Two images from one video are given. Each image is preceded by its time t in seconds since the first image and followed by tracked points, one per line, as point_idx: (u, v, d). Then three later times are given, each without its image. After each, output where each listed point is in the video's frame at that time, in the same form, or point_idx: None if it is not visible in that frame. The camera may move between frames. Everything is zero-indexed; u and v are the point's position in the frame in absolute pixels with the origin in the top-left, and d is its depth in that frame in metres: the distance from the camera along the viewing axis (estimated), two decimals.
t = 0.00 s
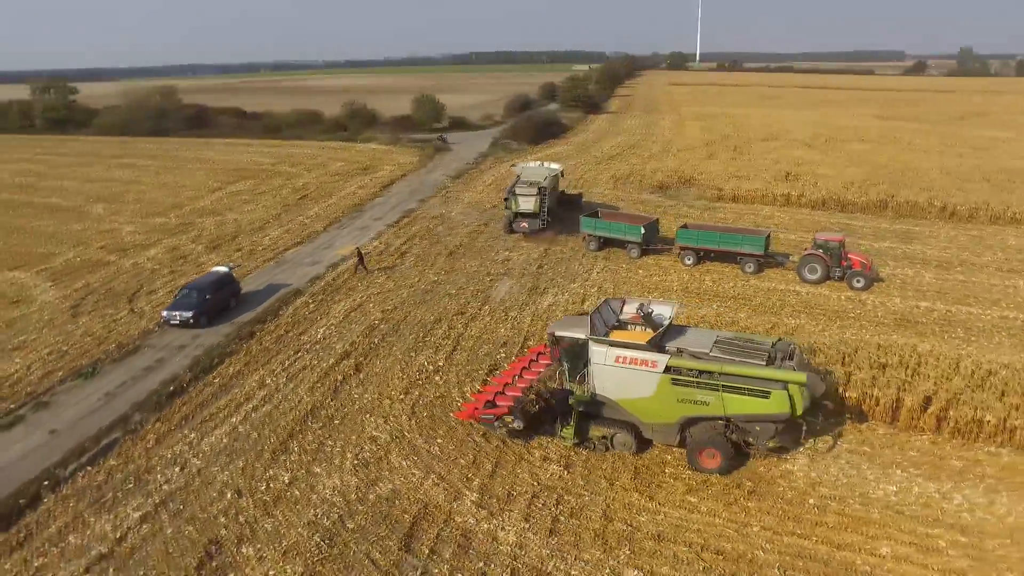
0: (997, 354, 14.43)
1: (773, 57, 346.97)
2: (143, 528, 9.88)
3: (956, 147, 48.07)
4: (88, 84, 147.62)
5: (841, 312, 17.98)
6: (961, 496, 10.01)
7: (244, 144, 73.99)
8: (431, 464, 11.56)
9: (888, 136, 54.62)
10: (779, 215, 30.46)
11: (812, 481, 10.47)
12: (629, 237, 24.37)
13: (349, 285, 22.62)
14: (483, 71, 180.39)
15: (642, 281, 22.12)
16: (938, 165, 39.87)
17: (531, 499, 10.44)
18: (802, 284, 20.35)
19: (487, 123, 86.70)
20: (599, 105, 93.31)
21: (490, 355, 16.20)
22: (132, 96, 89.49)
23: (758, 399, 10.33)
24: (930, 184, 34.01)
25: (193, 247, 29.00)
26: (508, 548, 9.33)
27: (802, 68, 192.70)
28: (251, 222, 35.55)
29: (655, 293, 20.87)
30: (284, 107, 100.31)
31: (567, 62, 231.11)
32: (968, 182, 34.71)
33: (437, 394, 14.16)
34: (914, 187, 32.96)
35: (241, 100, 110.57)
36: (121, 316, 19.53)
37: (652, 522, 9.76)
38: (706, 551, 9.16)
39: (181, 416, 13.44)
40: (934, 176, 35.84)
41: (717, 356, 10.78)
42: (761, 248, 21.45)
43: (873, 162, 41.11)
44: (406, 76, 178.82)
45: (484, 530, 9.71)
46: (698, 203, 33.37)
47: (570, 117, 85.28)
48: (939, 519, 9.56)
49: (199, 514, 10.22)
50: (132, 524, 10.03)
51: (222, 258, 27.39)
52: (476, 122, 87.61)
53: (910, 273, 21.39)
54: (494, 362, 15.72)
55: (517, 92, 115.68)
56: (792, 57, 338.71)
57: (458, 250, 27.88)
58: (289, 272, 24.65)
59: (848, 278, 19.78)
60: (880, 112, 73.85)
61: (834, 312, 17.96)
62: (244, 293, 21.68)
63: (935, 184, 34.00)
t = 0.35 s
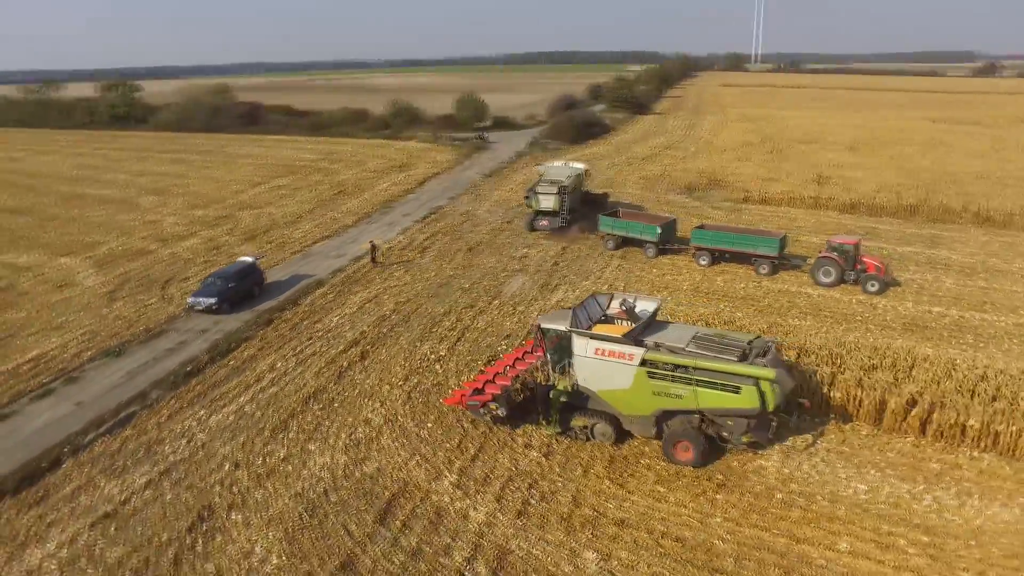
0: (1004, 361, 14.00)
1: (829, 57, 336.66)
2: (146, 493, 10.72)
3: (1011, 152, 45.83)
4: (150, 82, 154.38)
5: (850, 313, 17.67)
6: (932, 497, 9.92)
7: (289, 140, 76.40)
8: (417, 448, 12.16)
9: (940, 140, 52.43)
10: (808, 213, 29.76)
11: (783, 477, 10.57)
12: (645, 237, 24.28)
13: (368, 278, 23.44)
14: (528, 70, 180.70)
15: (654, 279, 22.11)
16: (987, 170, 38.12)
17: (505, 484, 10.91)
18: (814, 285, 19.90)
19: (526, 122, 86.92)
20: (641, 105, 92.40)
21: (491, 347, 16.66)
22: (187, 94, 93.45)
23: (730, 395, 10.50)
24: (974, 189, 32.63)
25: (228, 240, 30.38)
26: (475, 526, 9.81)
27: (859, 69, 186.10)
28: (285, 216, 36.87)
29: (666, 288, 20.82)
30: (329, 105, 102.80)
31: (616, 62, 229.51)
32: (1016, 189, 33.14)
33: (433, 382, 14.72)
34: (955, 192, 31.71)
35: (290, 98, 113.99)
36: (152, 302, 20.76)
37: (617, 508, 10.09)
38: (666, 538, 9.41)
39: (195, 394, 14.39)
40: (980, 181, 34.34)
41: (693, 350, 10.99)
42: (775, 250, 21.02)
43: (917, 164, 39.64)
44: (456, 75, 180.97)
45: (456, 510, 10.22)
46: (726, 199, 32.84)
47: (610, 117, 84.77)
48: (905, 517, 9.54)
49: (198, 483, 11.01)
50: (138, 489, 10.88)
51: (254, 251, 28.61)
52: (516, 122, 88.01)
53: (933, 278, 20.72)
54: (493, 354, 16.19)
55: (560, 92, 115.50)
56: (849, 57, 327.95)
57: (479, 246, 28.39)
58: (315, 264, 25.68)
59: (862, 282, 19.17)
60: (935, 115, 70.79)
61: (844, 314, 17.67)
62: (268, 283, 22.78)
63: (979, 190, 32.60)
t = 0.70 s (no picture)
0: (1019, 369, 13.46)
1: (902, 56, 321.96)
2: (163, 457, 11.74)
3: None
4: (218, 80, 161.59)
5: (867, 315, 17.25)
6: (907, 497, 9.87)
7: (341, 137, 78.82)
8: (414, 428, 12.84)
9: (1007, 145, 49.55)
10: (847, 213, 28.78)
11: (760, 471, 10.71)
12: (669, 236, 24.07)
13: (395, 270, 24.34)
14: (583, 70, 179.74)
15: (673, 277, 22.06)
16: None
17: (490, 465, 11.45)
18: (835, 288, 19.42)
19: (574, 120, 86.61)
20: (693, 105, 90.73)
21: (500, 338, 17.15)
22: (249, 91, 97.51)
23: (708, 389, 10.71)
24: None
25: (272, 233, 31.95)
26: (454, 502, 10.40)
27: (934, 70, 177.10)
28: (327, 210, 38.31)
29: (683, 288, 20.79)
30: (381, 102, 105.26)
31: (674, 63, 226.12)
32: None
33: (439, 369, 15.36)
34: (1011, 198, 30.05)
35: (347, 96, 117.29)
36: (192, 287, 22.21)
37: (591, 493, 10.50)
38: (633, 522, 9.74)
39: (220, 371, 15.51)
40: None
41: (676, 345, 11.23)
42: (795, 252, 20.30)
43: (976, 170, 37.66)
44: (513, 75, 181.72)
45: (440, 486, 10.82)
46: (763, 197, 32.09)
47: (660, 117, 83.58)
48: (875, 515, 9.56)
49: (209, 451, 11.97)
50: (156, 453, 11.91)
51: (293, 242, 30.00)
52: (565, 121, 87.91)
53: (966, 282, 19.84)
54: (502, 344, 16.68)
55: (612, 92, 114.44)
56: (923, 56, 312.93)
57: (508, 240, 28.85)
58: (347, 255, 26.79)
59: (883, 286, 18.64)
60: (1009, 120, 66.72)
61: (861, 316, 17.26)
62: (301, 272, 24.02)
63: None
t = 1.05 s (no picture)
0: None
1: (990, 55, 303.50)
2: (192, 426, 12.85)
3: None
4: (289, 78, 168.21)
5: (893, 320, 16.88)
6: (894, 499, 9.84)
7: (398, 134, 80.86)
8: (424, 410, 13.52)
9: None
10: (895, 218, 27.83)
11: (750, 466, 10.84)
12: (702, 237, 23.45)
13: (430, 263, 25.18)
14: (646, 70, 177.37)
15: (701, 274, 21.98)
16: None
17: (488, 447, 11.99)
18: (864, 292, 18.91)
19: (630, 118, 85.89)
20: (754, 105, 88.44)
21: (519, 330, 17.66)
22: (314, 89, 101.14)
23: (699, 382, 10.93)
24: None
25: (320, 226, 33.47)
26: (449, 480, 10.99)
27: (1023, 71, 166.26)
28: (375, 204, 39.67)
29: (709, 285, 20.72)
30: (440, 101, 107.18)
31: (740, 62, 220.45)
32: None
33: (456, 356, 16.01)
34: None
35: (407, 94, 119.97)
36: (239, 274, 23.70)
37: (580, 477, 10.90)
38: (615, 507, 10.08)
39: (253, 353, 16.67)
40: None
41: (671, 339, 11.49)
42: (828, 256, 19.68)
43: None
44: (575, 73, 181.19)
45: (437, 465, 11.44)
46: (809, 199, 31.33)
47: (717, 117, 81.95)
48: (857, 514, 9.59)
49: (233, 422, 13.00)
50: (185, 423, 13.00)
51: (339, 234, 31.36)
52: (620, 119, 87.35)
53: (1008, 291, 19.03)
54: (519, 335, 17.18)
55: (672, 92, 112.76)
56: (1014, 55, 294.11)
57: (544, 235, 29.26)
58: (388, 247, 27.85)
59: (915, 291, 17.96)
60: None
61: (886, 320, 16.89)
62: (341, 262, 25.20)
63: None
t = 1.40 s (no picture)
0: None
1: None
2: (218, 399, 13.97)
3: None
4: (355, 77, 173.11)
5: (915, 325, 16.50)
6: (874, 497, 9.90)
7: (450, 132, 82.24)
8: (432, 393, 14.20)
9: None
10: (942, 223, 26.77)
11: (735, 459, 11.03)
12: (729, 238, 23.17)
13: (462, 256, 25.87)
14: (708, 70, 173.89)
15: (726, 273, 21.86)
16: None
17: (485, 430, 12.56)
18: (891, 296, 18.42)
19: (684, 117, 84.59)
20: (814, 105, 85.57)
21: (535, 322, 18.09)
22: (372, 87, 103.89)
23: (688, 374, 11.18)
24: None
25: (363, 220, 34.75)
26: (443, 457, 11.64)
27: None
28: (417, 200, 40.79)
29: (732, 284, 20.59)
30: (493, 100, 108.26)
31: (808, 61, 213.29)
32: None
33: (470, 345, 16.62)
34: None
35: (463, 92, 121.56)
36: (279, 265, 25.14)
37: (567, 461, 11.35)
38: (596, 489, 10.50)
39: (282, 337, 17.81)
40: None
41: (664, 332, 11.76)
42: (853, 258, 19.37)
43: None
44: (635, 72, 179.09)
45: (436, 443, 12.11)
46: (854, 200, 30.40)
47: (774, 118, 79.77)
48: (833, 509, 9.70)
49: (255, 398, 14.04)
50: (211, 397, 14.13)
51: (379, 228, 32.50)
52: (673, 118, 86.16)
53: None
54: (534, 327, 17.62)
55: (730, 92, 110.25)
56: None
57: (577, 230, 29.51)
58: (424, 241, 28.80)
59: (941, 297, 17.53)
60: None
61: (908, 325, 16.52)
62: (376, 254, 26.32)
63: None
